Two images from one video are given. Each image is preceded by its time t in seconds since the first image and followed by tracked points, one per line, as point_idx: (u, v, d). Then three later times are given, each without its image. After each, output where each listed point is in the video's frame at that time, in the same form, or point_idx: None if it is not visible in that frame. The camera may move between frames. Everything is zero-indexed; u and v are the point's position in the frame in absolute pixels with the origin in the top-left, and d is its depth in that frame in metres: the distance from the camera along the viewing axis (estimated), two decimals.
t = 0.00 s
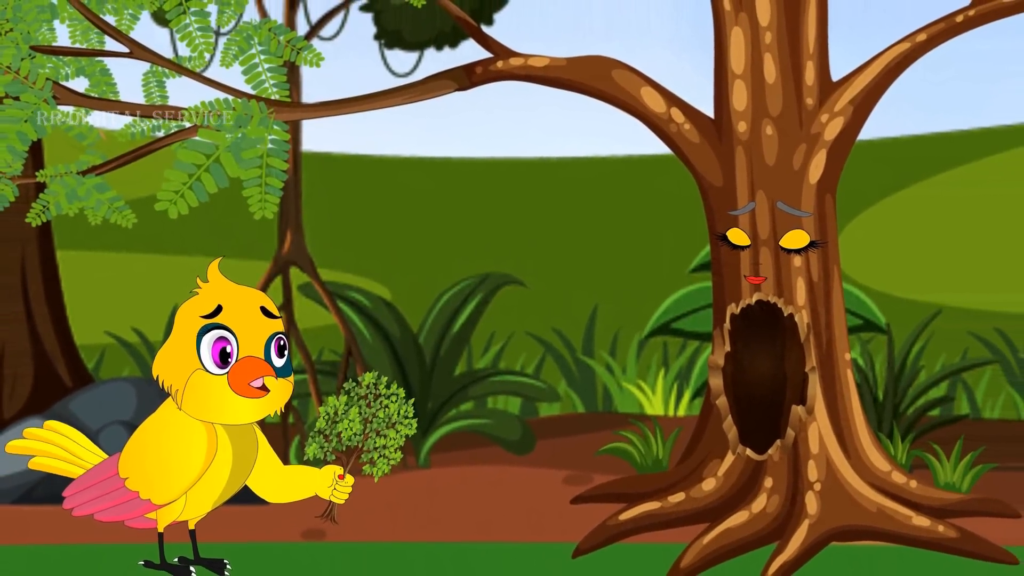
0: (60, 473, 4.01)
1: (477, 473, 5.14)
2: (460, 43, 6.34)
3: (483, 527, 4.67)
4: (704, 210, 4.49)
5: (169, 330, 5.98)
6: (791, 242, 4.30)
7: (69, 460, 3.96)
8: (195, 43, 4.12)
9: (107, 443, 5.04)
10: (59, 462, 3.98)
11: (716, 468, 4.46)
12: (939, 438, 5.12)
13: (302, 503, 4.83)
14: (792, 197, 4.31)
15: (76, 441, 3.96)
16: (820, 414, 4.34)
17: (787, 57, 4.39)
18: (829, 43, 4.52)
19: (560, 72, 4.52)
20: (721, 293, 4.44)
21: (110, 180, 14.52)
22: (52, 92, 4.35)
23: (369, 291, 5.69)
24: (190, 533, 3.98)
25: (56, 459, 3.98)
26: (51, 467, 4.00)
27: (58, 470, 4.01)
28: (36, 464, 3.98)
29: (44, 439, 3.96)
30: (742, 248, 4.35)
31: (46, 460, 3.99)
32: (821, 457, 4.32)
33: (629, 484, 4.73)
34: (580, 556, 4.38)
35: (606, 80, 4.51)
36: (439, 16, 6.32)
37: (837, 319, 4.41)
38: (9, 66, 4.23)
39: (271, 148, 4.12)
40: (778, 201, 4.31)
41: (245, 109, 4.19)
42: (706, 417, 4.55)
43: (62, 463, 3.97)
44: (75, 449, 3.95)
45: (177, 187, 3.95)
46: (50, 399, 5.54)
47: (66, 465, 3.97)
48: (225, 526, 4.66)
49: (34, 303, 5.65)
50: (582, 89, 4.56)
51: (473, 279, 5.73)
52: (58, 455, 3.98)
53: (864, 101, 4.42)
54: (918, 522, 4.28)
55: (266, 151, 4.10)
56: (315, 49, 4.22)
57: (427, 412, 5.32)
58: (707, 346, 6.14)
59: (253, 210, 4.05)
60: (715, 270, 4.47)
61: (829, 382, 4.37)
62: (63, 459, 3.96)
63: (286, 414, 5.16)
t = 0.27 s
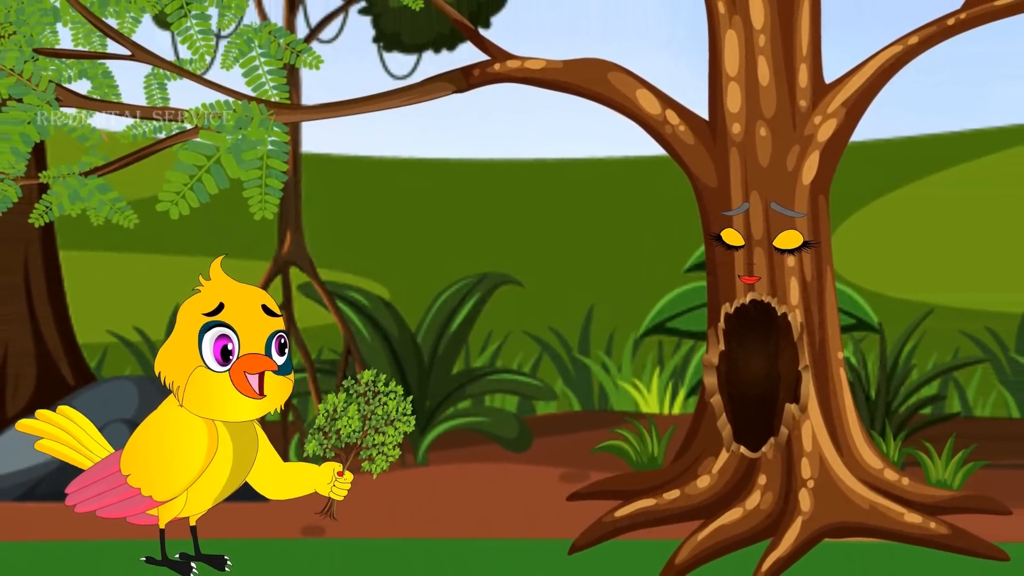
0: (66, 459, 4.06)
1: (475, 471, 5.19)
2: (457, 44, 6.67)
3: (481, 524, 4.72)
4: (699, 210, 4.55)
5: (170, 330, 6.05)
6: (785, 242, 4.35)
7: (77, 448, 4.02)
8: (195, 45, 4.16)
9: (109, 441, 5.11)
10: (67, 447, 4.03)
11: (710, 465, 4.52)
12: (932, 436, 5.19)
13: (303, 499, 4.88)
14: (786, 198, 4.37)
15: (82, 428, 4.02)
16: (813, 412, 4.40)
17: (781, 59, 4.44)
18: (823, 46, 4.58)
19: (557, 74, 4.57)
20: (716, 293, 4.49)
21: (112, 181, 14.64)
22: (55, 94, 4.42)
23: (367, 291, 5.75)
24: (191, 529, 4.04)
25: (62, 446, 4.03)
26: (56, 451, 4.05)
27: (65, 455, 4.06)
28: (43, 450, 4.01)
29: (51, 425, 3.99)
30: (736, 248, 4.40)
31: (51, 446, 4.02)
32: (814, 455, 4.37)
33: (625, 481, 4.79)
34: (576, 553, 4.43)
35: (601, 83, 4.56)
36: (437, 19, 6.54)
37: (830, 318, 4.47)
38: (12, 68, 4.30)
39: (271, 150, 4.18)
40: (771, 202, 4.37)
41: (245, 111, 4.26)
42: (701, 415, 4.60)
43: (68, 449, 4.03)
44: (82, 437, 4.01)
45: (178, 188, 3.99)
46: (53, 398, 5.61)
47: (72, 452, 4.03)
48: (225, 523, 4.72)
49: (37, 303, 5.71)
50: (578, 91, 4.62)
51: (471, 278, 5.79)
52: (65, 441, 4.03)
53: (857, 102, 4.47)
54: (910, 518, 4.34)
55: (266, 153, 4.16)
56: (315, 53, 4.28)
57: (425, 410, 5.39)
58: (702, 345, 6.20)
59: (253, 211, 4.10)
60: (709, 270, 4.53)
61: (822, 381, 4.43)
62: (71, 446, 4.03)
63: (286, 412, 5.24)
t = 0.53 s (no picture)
0: (68, 450, 4.14)
1: (472, 469, 5.25)
2: (455, 47, 6.75)
3: (478, 521, 4.78)
4: (694, 211, 4.61)
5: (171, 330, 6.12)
6: (778, 243, 4.41)
7: (79, 438, 4.10)
8: (196, 48, 4.22)
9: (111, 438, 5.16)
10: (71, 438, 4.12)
11: (705, 463, 4.57)
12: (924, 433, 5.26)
13: (302, 496, 4.94)
14: (779, 199, 4.43)
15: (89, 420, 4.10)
16: (806, 410, 4.45)
17: (774, 62, 4.50)
18: (816, 49, 4.63)
19: (553, 77, 4.64)
20: (710, 293, 4.55)
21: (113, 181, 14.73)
22: (58, 97, 4.47)
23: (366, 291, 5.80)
24: (193, 526, 4.10)
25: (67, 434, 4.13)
26: (61, 442, 4.15)
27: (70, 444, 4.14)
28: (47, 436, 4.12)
29: (58, 413, 4.11)
30: (730, 249, 4.46)
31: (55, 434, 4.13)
32: (807, 452, 4.43)
33: (622, 478, 4.84)
34: (572, 549, 4.49)
35: (597, 85, 4.62)
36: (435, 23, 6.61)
37: (823, 317, 4.52)
38: (16, 71, 4.36)
39: (270, 151, 4.24)
40: (765, 203, 4.43)
41: (245, 113, 4.31)
42: (695, 413, 4.66)
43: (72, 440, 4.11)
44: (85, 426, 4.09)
45: (179, 189, 4.07)
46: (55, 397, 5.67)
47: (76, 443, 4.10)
48: (225, 520, 4.78)
49: (40, 302, 5.77)
50: (575, 93, 4.68)
51: (469, 278, 5.85)
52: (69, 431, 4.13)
53: (850, 104, 4.53)
54: (902, 515, 4.39)
55: (266, 154, 4.22)
56: (315, 55, 4.33)
57: (423, 408, 5.46)
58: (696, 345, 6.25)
59: (254, 211, 4.16)
60: (704, 270, 4.59)
61: (815, 380, 4.48)
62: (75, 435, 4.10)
63: (286, 410, 5.35)
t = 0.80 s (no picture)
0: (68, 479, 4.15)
1: (470, 466, 5.31)
2: (452, 50, 6.79)
3: (476, 518, 4.84)
4: (688, 212, 4.66)
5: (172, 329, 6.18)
6: (772, 243, 4.47)
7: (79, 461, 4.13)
8: (197, 51, 4.28)
9: (114, 437, 5.22)
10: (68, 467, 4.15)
11: (699, 460, 4.63)
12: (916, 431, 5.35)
13: (302, 493, 5.00)
14: (772, 200, 4.48)
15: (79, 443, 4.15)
16: (799, 408, 4.51)
17: (768, 64, 4.55)
18: (809, 51, 4.69)
19: (550, 79, 4.70)
20: (705, 292, 4.61)
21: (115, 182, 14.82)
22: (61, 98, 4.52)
23: (365, 290, 5.86)
24: (194, 523, 4.14)
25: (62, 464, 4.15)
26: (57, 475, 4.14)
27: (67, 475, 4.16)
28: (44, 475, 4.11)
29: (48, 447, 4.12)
30: (724, 249, 4.52)
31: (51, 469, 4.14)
32: (800, 449, 4.48)
33: (617, 475, 4.90)
34: (568, 546, 4.55)
35: (593, 88, 4.68)
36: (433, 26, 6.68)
37: (816, 316, 4.58)
38: (19, 73, 4.42)
39: (270, 152, 4.30)
40: (758, 204, 4.48)
41: (246, 114, 4.36)
42: (690, 411, 4.72)
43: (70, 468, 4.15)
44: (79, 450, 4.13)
45: (180, 190, 4.15)
46: (58, 395, 5.73)
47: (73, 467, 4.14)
48: (226, 516, 4.85)
49: (43, 302, 5.84)
50: (570, 95, 4.74)
51: (467, 277, 5.91)
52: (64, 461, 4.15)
53: (842, 106, 4.58)
54: (894, 512, 4.45)
55: (266, 155, 4.28)
56: (314, 57, 4.40)
57: (421, 406, 5.52)
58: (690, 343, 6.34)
59: (254, 211, 4.22)
60: (698, 270, 4.64)
61: (808, 378, 4.54)
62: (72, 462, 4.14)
63: (286, 408, 5.44)
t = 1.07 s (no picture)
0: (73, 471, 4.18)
1: (468, 464, 5.37)
2: (450, 53, 6.86)
3: (473, 514, 4.90)
4: (683, 212, 4.72)
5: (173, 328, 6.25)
6: (765, 243, 4.52)
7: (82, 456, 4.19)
8: (198, 53, 4.34)
9: (116, 435, 5.29)
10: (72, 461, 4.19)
11: (694, 458, 4.69)
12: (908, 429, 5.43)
13: (302, 490, 5.06)
14: (766, 201, 4.54)
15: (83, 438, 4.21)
16: (793, 407, 4.57)
17: (761, 67, 4.61)
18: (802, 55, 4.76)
19: (546, 81, 4.76)
20: (699, 292, 4.67)
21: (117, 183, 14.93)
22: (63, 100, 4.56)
23: (364, 289, 5.92)
24: (195, 519, 4.19)
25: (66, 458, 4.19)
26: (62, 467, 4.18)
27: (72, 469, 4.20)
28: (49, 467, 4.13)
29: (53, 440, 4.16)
30: (719, 249, 4.57)
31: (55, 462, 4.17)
32: (794, 447, 4.54)
33: (613, 472, 4.97)
34: (564, 542, 4.60)
35: (589, 90, 4.75)
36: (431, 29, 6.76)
37: (809, 315, 4.64)
38: (22, 76, 4.46)
39: (270, 154, 4.36)
40: (753, 205, 4.54)
41: (246, 117, 4.40)
42: (685, 409, 4.77)
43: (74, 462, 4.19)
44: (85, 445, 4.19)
45: (182, 191, 4.20)
46: (60, 393, 5.80)
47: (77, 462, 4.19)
48: (227, 513, 4.91)
49: (46, 302, 5.91)
50: (566, 97, 4.80)
51: (464, 277, 5.98)
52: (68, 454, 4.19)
53: (835, 109, 4.65)
54: (886, 508, 4.51)
55: (266, 157, 4.34)
56: (313, 60, 4.46)
57: (420, 404, 5.60)
58: (686, 342, 6.37)
59: (255, 212, 4.30)
60: (693, 269, 4.70)
61: (801, 377, 4.60)
62: (77, 457, 4.19)
63: (287, 406, 5.52)
